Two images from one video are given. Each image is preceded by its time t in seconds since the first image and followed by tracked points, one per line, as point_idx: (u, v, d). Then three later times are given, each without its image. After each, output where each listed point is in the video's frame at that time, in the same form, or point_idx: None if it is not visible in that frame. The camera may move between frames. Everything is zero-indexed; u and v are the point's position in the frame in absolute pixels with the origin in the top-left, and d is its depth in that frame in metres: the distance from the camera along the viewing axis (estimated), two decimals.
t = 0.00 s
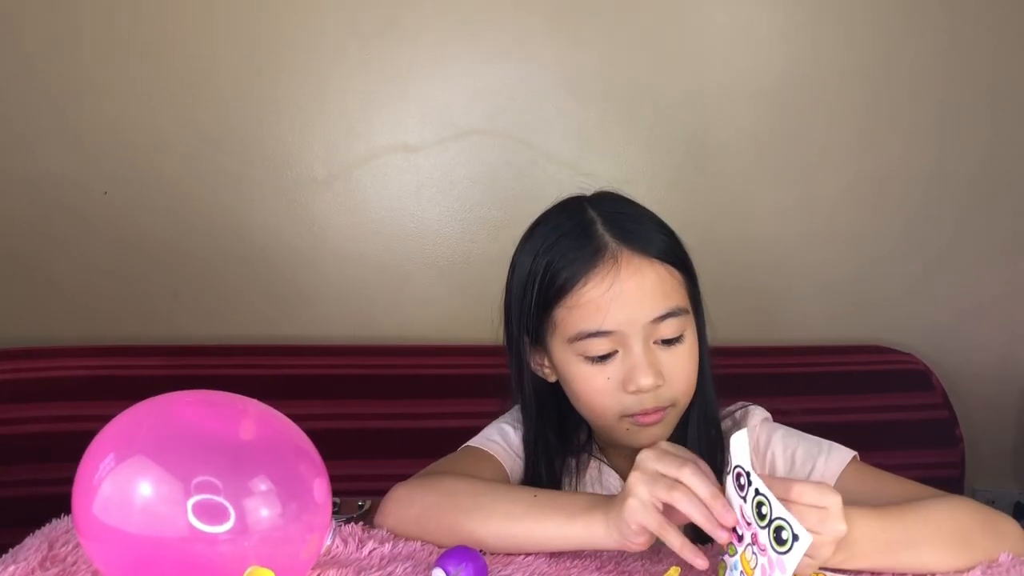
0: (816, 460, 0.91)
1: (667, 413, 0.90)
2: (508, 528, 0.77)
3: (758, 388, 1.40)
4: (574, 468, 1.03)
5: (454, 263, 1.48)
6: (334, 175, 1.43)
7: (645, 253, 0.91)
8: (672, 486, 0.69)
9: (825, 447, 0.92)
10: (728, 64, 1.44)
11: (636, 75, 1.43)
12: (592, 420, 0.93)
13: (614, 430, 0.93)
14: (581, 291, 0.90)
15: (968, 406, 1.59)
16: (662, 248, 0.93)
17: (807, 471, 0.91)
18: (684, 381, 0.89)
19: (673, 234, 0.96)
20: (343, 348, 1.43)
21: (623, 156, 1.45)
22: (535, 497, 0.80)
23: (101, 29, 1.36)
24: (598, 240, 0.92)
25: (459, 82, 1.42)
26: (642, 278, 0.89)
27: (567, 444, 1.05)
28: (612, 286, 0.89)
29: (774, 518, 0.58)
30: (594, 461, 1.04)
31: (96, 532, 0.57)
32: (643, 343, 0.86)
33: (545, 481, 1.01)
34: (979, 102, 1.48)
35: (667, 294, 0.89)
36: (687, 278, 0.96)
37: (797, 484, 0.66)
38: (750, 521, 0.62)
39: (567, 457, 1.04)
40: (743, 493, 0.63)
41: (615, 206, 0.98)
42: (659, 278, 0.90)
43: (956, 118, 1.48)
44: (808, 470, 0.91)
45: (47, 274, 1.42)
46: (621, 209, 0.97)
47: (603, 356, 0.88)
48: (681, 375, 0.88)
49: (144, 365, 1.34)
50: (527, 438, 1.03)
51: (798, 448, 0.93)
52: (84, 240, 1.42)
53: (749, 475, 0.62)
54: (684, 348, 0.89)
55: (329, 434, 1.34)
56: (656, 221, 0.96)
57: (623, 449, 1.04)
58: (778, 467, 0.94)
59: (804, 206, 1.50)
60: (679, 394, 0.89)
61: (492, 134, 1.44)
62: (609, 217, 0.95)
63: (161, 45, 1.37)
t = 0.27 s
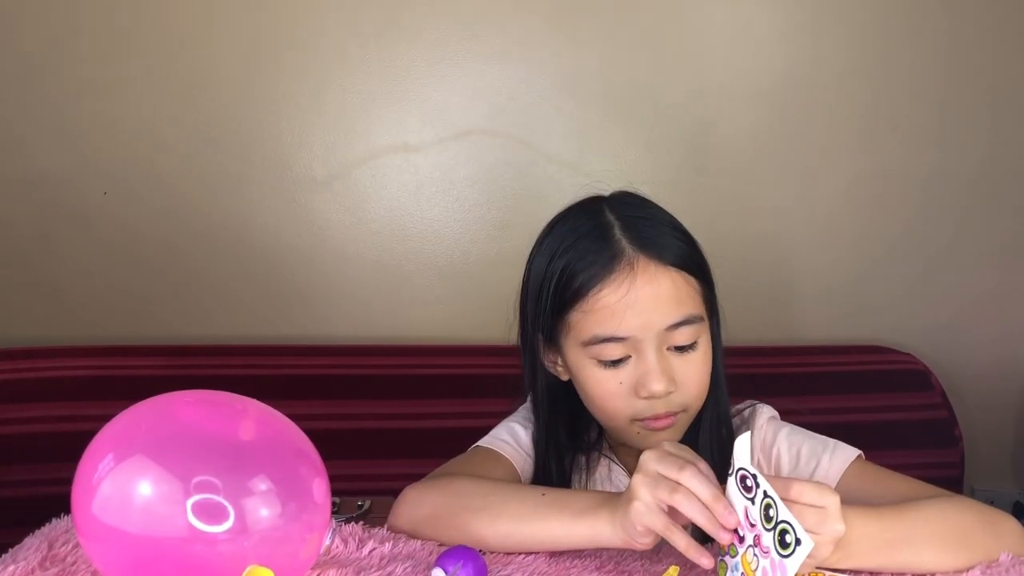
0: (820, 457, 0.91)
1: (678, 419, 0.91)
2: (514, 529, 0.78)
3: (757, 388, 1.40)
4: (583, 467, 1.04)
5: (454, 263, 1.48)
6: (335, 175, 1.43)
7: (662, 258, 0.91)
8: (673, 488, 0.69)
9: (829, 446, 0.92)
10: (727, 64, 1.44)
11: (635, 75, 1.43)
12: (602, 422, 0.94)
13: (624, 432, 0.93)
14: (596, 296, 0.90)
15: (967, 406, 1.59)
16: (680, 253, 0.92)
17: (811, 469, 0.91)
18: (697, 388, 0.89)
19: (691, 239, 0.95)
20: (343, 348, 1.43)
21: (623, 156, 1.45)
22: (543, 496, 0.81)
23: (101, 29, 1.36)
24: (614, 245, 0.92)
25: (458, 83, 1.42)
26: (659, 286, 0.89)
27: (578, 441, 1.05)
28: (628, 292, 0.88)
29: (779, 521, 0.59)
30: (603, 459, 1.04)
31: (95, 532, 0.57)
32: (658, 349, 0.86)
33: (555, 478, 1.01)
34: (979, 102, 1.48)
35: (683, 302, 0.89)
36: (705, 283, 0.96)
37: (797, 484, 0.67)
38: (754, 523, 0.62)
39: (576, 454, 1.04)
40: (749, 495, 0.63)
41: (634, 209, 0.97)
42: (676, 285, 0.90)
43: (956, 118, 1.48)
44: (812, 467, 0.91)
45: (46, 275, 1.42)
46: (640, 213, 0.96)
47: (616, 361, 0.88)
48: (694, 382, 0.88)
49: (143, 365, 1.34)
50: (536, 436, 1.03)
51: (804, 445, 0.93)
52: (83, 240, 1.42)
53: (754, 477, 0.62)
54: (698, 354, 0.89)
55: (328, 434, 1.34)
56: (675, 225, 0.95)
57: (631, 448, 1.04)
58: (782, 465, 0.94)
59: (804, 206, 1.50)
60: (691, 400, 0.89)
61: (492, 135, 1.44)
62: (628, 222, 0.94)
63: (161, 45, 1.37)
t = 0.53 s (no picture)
0: (826, 456, 0.91)
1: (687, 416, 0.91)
2: (508, 530, 0.77)
3: (757, 388, 1.40)
4: (587, 467, 1.04)
5: (455, 263, 1.48)
6: (335, 175, 1.43)
7: (679, 254, 0.91)
8: (673, 493, 0.69)
9: (835, 444, 0.92)
10: (727, 65, 1.44)
11: (635, 75, 1.43)
12: (610, 416, 0.94)
13: (631, 427, 0.93)
14: (611, 289, 0.90)
15: (967, 405, 1.59)
16: (696, 250, 0.92)
17: (817, 467, 0.91)
18: (708, 385, 0.89)
19: (707, 237, 0.95)
20: (342, 348, 1.43)
21: (623, 156, 1.45)
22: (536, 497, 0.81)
23: (101, 29, 1.36)
24: (631, 239, 0.92)
25: (461, 81, 1.42)
26: (674, 281, 0.89)
27: (583, 440, 1.05)
28: (643, 286, 0.88)
29: (789, 527, 0.59)
30: (608, 459, 1.04)
31: (96, 532, 0.57)
32: (670, 345, 0.87)
33: (560, 476, 1.01)
34: (980, 102, 1.48)
35: (697, 298, 0.89)
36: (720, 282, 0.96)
37: (808, 489, 0.66)
38: (762, 527, 0.62)
39: (581, 452, 1.04)
40: (760, 498, 0.63)
41: (652, 205, 0.97)
42: (691, 282, 0.90)
43: (956, 118, 1.48)
44: (818, 466, 0.91)
45: (45, 275, 1.42)
46: (658, 209, 0.96)
47: (628, 354, 0.88)
48: (705, 380, 0.88)
49: (142, 365, 1.34)
50: (543, 434, 1.02)
51: (809, 444, 0.94)
52: (82, 241, 1.42)
53: (769, 481, 0.62)
54: (710, 352, 0.89)
55: (328, 434, 1.34)
56: (692, 223, 0.95)
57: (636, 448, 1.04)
58: (789, 463, 0.94)
59: (803, 206, 1.50)
60: (701, 398, 0.89)
61: (493, 134, 1.44)
62: (646, 218, 0.94)
63: (161, 45, 1.37)
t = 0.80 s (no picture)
0: (825, 455, 0.91)
1: (683, 414, 0.90)
2: (508, 534, 0.77)
3: (757, 388, 1.40)
4: (588, 466, 1.04)
5: (454, 263, 1.48)
6: (335, 175, 1.43)
7: (680, 249, 0.91)
8: (674, 491, 0.69)
9: (834, 442, 0.92)
10: (726, 65, 1.44)
11: (634, 75, 1.43)
12: (607, 411, 0.94)
13: (627, 424, 0.93)
14: (610, 281, 0.90)
15: (967, 405, 1.59)
16: (698, 247, 0.92)
17: (817, 467, 0.91)
18: (706, 382, 0.88)
19: (711, 235, 0.95)
20: (342, 348, 1.43)
21: (623, 156, 1.45)
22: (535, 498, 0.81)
23: (102, 29, 1.36)
24: (633, 233, 0.92)
25: (461, 80, 1.42)
26: (674, 276, 0.89)
27: (584, 439, 1.05)
28: (642, 279, 0.89)
29: (800, 519, 0.60)
30: (608, 458, 1.05)
31: (95, 533, 0.57)
32: (668, 339, 0.87)
33: (561, 474, 1.01)
34: (979, 102, 1.48)
35: (697, 294, 0.89)
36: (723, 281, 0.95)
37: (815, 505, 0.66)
38: (767, 522, 0.62)
39: (582, 451, 1.04)
40: (764, 494, 0.63)
41: (656, 201, 0.97)
42: (691, 278, 0.90)
43: (956, 118, 1.48)
44: (818, 466, 0.91)
45: (45, 275, 1.42)
46: (661, 205, 0.96)
47: (626, 347, 0.88)
48: (703, 377, 0.88)
49: (142, 365, 1.34)
50: (545, 431, 1.02)
51: (809, 443, 0.94)
52: (82, 241, 1.42)
53: (773, 476, 0.62)
54: (709, 349, 0.89)
55: (328, 434, 1.34)
56: (695, 220, 0.95)
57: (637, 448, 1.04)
58: (788, 463, 0.95)
59: (803, 206, 1.50)
60: (698, 396, 0.89)
61: (493, 133, 1.44)
62: (649, 214, 0.94)
63: (161, 45, 1.37)
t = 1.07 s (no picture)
0: (824, 455, 0.91)
1: (679, 415, 0.90)
2: (508, 534, 0.77)
3: (756, 388, 1.40)
4: (586, 467, 1.04)
5: (453, 263, 1.48)
6: (334, 175, 1.43)
7: (677, 250, 0.91)
8: (671, 490, 0.69)
9: (832, 442, 0.92)
10: (726, 65, 1.44)
11: (634, 76, 1.43)
12: (602, 412, 0.94)
13: (622, 426, 0.93)
14: (606, 282, 0.90)
15: (966, 406, 1.59)
16: (697, 248, 0.92)
17: (816, 467, 0.91)
18: (701, 384, 0.88)
19: (710, 235, 0.95)
20: (342, 348, 1.43)
21: (623, 156, 1.45)
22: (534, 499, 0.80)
23: (102, 29, 1.36)
24: (630, 234, 0.92)
25: (459, 81, 1.42)
26: (671, 277, 0.89)
27: (582, 438, 1.05)
28: (639, 280, 0.89)
29: (799, 517, 0.60)
30: (606, 458, 1.05)
31: (95, 534, 0.57)
32: (664, 340, 0.87)
33: (559, 474, 1.01)
34: (979, 103, 1.48)
35: (693, 296, 0.89)
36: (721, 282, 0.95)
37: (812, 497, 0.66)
38: (765, 520, 0.62)
39: (580, 451, 1.04)
40: (761, 492, 0.63)
41: (654, 202, 0.97)
42: (688, 279, 0.90)
43: (955, 119, 1.48)
44: (818, 466, 0.91)
45: (44, 276, 1.42)
46: (659, 206, 0.96)
47: (621, 348, 0.88)
48: (699, 378, 0.88)
49: (142, 366, 1.34)
50: (542, 430, 1.02)
51: (807, 444, 0.94)
52: (81, 241, 1.42)
53: (770, 474, 0.62)
54: (705, 350, 0.89)
55: (328, 435, 1.34)
56: (694, 220, 0.95)
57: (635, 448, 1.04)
58: (787, 465, 0.94)
59: (803, 206, 1.50)
60: (694, 397, 0.89)
61: (492, 134, 1.44)
62: (648, 214, 0.94)
63: (162, 45, 1.37)
